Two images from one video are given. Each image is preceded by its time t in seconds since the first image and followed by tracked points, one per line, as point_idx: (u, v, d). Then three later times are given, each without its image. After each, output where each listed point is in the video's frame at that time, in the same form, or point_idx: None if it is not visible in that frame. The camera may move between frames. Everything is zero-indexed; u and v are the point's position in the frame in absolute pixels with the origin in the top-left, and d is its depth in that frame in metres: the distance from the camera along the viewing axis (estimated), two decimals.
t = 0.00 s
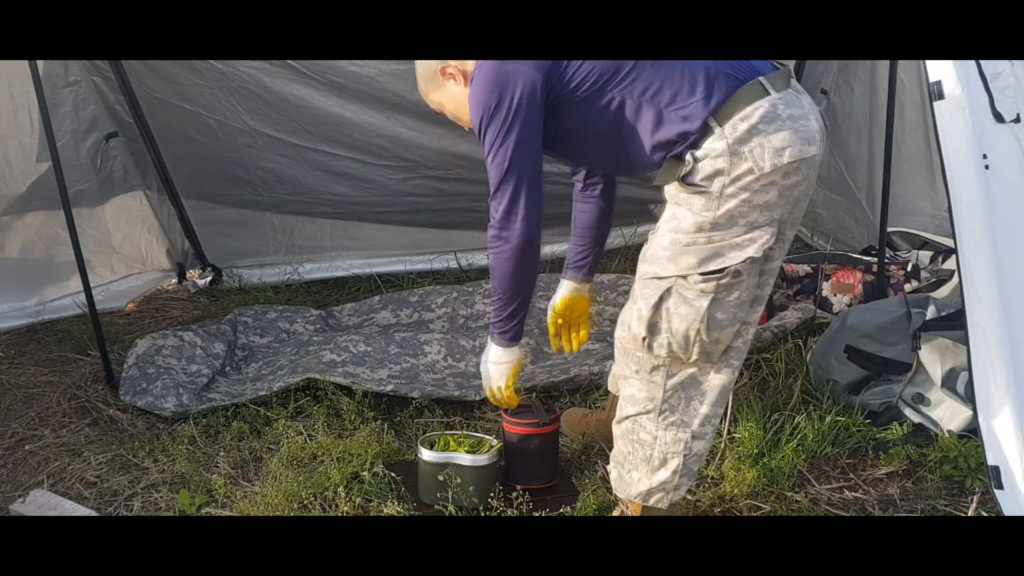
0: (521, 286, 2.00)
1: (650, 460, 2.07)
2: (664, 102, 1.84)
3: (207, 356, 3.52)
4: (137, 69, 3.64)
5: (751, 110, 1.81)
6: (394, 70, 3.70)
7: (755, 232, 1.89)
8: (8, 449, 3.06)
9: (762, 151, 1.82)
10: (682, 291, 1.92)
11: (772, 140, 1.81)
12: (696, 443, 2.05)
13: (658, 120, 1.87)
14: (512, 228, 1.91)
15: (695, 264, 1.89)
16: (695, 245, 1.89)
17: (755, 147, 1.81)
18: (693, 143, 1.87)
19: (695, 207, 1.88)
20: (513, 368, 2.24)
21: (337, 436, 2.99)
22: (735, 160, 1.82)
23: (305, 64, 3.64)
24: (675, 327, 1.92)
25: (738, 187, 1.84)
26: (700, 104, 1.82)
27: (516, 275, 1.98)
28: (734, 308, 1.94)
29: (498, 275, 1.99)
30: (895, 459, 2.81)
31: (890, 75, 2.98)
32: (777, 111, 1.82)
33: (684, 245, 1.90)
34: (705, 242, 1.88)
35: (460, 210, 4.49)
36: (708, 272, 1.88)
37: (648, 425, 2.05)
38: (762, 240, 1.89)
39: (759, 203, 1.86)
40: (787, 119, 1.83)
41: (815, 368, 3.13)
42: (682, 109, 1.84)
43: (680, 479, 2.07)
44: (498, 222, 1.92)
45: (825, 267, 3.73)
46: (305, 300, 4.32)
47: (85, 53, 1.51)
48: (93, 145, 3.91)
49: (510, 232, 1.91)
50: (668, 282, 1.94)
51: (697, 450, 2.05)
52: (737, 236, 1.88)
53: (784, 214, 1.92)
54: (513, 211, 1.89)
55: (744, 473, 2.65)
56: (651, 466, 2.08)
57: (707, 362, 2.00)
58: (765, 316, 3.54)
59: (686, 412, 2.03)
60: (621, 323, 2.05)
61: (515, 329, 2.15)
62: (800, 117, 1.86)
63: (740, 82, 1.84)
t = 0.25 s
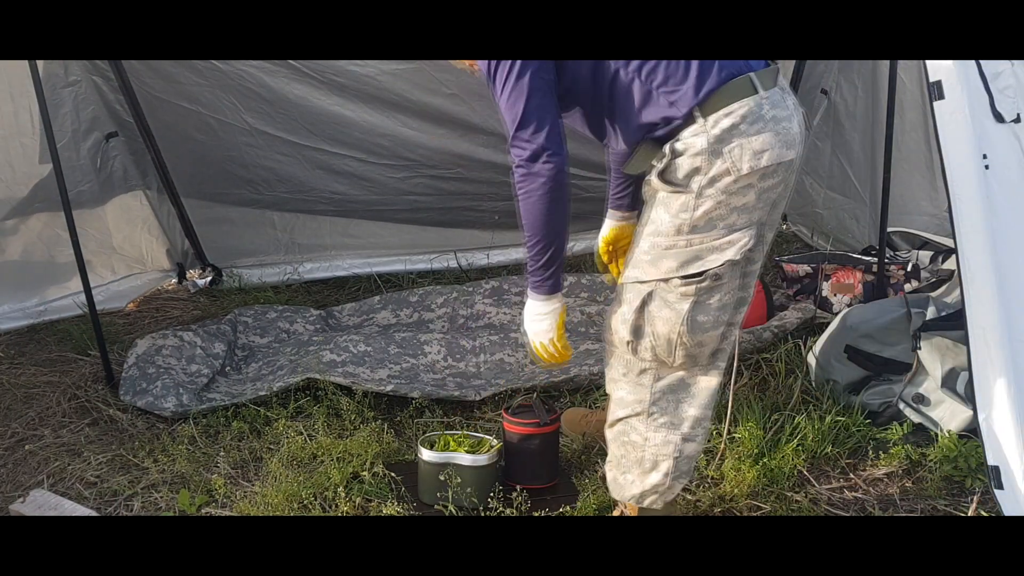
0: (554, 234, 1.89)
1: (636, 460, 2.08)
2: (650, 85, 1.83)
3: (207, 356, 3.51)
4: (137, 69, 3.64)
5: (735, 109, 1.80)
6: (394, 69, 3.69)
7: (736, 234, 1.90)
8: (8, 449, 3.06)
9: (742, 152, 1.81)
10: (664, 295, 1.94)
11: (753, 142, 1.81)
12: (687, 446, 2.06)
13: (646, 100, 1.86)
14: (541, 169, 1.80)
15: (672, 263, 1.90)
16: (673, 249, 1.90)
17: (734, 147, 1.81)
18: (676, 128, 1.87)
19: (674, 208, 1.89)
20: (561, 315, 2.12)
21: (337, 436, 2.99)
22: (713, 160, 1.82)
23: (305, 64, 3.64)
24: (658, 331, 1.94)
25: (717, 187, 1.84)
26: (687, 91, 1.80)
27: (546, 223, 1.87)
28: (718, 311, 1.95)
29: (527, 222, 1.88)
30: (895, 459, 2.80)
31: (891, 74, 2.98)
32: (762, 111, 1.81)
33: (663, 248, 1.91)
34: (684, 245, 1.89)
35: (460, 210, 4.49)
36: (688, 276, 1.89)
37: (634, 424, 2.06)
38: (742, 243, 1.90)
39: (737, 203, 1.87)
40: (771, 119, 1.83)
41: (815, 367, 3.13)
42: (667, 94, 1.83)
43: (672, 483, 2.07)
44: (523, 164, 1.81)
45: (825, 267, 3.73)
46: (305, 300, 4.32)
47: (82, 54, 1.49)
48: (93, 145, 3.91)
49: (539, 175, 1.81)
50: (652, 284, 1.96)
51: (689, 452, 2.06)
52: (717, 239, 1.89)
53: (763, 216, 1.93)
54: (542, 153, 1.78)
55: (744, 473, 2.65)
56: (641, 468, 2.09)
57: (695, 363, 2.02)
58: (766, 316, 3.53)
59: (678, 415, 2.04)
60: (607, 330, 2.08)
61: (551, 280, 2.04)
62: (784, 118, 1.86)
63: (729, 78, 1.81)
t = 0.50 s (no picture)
0: (568, 195, 1.88)
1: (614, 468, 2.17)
2: (642, 86, 1.89)
3: (207, 356, 3.51)
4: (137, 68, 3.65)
5: (718, 121, 1.92)
6: (395, 71, 3.76)
7: (707, 248, 2.03)
8: (8, 449, 3.06)
9: (720, 165, 1.94)
10: (635, 304, 2.05)
11: (730, 156, 1.94)
12: (666, 448, 2.14)
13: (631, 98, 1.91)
14: (562, 131, 1.78)
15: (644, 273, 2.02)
16: (647, 258, 2.02)
17: (710, 160, 1.93)
18: (655, 129, 1.94)
19: (647, 218, 1.99)
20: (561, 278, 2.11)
21: (337, 436, 2.99)
22: (689, 172, 1.94)
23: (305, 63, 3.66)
24: (628, 339, 2.05)
25: (690, 199, 1.97)
26: (680, 94, 1.89)
27: (561, 184, 1.85)
28: (687, 323, 2.05)
29: (543, 183, 1.86)
30: (895, 459, 2.80)
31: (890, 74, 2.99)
32: (743, 126, 1.95)
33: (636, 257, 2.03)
34: (657, 255, 2.01)
35: (460, 209, 4.49)
36: (660, 287, 2.01)
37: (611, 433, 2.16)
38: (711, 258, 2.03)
39: (709, 217, 2.00)
40: (750, 135, 1.97)
41: (815, 368, 3.13)
42: (657, 95, 1.89)
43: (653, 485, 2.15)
44: (546, 126, 1.79)
45: (825, 267, 3.72)
46: (305, 300, 4.31)
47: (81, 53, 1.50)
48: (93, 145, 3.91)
49: (560, 136, 1.78)
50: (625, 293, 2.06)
51: (668, 453, 2.14)
52: (690, 252, 2.02)
53: (734, 231, 2.07)
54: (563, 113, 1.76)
55: (744, 473, 2.65)
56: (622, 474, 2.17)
57: (668, 373, 2.11)
58: (765, 315, 3.49)
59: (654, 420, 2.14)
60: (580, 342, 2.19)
61: (560, 242, 2.02)
62: (760, 136, 2.00)
63: (717, 87, 1.92)
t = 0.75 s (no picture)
0: (557, 185, 1.91)
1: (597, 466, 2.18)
2: (627, 84, 2.01)
3: (207, 356, 3.51)
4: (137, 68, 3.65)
5: (691, 125, 2.07)
6: (395, 71, 3.78)
7: (676, 250, 2.13)
8: (8, 449, 3.06)
9: (690, 168, 2.08)
10: (608, 306, 2.09)
11: (698, 159, 2.08)
12: (644, 443, 2.18)
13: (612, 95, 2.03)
14: (561, 111, 1.84)
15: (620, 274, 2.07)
16: (621, 260, 2.07)
17: (682, 164, 2.07)
18: (631, 128, 2.06)
19: (621, 220, 2.06)
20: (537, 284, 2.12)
21: (337, 436, 2.99)
22: (662, 174, 2.06)
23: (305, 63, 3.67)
24: (599, 342, 2.09)
25: (662, 200, 2.07)
26: (660, 95, 2.02)
27: (552, 168, 1.89)
28: (657, 325, 2.13)
29: (533, 166, 1.89)
30: (895, 459, 2.80)
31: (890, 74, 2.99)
32: (709, 132, 2.10)
33: (610, 258, 2.08)
34: (632, 255, 2.07)
35: (460, 209, 4.49)
36: (633, 289, 2.07)
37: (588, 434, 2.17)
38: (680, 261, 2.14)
39: (678, 220, 2.11)
40: (715, 142, 2.12)
41: (815, 368, 3.14)
42: (639, 95, 2.01)
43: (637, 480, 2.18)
44: (539, 107, 1.85)
45: (825, 267, 3.72)
46: (305, 300, 4.31)
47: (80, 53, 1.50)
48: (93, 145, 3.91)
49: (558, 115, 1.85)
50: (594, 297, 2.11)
51: (648, 448, 2.18)
52: (660, 254, 2.11)
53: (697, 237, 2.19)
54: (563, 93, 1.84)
55: (744, 473, 2.65)
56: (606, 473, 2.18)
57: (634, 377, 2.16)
58: (766, 316, 3.51)
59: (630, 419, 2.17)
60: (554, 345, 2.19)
61: (540, 246, 2.04)
62: (724, 144, 2.15)
63: (691, 93, 2.07)
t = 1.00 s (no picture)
0: (546, 176, 1.91)
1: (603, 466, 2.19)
2: (592, 85, 2.02)
3: (207, 356, 3.51)
4: (137, 68, 3.65)
5: (655, 117, 2.08)
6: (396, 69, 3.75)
7: (656, 239, 2.13)
8: (8, 449, 3.06)
9: (663, 156, 2.08)
10: (604, 299, 2.10)
11: (669, 147, 2.09)
12: (650, 440, 2.19)
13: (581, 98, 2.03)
14: (538, 104, 1.85)
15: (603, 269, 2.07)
16: (611, 253, 2.07)
17: (656, 155, 2.06)
18: (602, 130, 2.05)
19: (605, 215, 2.06)
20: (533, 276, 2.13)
21: (337, 436, 2.99)
22: (638, 166, 2.05)
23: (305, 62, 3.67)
24: (602, 333, 2.10)
25: (642, 191, 2.07)
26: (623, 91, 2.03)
27: (539, 162, 1.89)
28: (652, 312, 2.14)
29: (520, 163, 1.89)
30: (894, 459, 2.80)
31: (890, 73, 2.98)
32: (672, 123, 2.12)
33: (599, 254, 2.07)
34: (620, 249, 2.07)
35: (460, 209, 4.49)
36: (626, 278, 2.08)
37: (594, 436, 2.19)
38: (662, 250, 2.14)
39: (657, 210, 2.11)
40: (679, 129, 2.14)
41: (815, 368, 3.14)
42: (606, 94, 2.02)
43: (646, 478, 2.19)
44: (517, 105, 1.85)
45: (825, 267, 3.72)
46: (305, 300, 4.32)
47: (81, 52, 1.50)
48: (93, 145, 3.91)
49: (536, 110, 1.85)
50: (589, 291, 2.10)
51: (652, 445, 2.19)
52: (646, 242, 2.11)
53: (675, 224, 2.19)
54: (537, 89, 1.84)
55: (744, 473, 2.65)
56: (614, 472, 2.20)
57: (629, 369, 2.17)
58: (766, 316, 3.50)
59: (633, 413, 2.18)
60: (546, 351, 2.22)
61: (535, 240, 2.04)
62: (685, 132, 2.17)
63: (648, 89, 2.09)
